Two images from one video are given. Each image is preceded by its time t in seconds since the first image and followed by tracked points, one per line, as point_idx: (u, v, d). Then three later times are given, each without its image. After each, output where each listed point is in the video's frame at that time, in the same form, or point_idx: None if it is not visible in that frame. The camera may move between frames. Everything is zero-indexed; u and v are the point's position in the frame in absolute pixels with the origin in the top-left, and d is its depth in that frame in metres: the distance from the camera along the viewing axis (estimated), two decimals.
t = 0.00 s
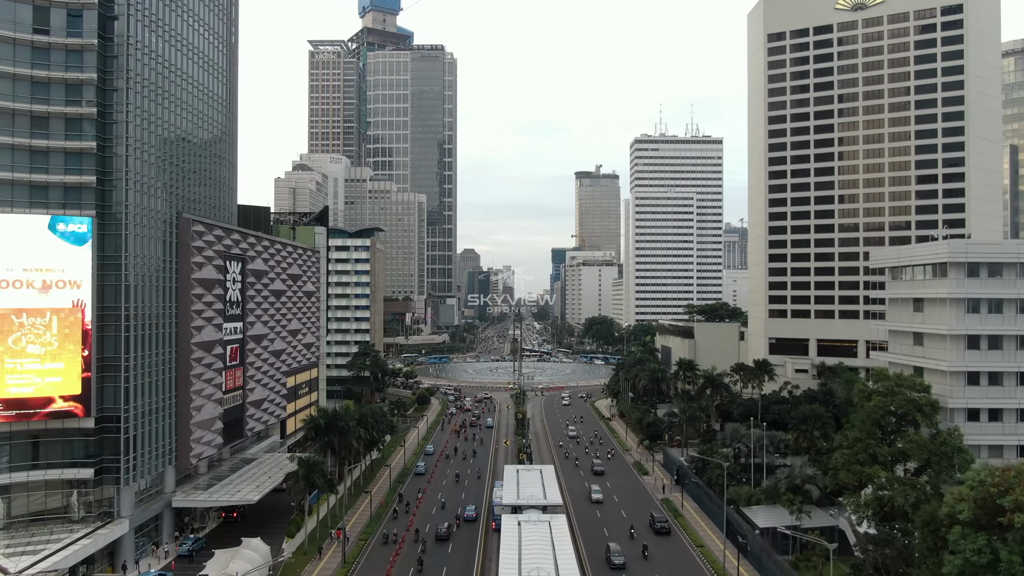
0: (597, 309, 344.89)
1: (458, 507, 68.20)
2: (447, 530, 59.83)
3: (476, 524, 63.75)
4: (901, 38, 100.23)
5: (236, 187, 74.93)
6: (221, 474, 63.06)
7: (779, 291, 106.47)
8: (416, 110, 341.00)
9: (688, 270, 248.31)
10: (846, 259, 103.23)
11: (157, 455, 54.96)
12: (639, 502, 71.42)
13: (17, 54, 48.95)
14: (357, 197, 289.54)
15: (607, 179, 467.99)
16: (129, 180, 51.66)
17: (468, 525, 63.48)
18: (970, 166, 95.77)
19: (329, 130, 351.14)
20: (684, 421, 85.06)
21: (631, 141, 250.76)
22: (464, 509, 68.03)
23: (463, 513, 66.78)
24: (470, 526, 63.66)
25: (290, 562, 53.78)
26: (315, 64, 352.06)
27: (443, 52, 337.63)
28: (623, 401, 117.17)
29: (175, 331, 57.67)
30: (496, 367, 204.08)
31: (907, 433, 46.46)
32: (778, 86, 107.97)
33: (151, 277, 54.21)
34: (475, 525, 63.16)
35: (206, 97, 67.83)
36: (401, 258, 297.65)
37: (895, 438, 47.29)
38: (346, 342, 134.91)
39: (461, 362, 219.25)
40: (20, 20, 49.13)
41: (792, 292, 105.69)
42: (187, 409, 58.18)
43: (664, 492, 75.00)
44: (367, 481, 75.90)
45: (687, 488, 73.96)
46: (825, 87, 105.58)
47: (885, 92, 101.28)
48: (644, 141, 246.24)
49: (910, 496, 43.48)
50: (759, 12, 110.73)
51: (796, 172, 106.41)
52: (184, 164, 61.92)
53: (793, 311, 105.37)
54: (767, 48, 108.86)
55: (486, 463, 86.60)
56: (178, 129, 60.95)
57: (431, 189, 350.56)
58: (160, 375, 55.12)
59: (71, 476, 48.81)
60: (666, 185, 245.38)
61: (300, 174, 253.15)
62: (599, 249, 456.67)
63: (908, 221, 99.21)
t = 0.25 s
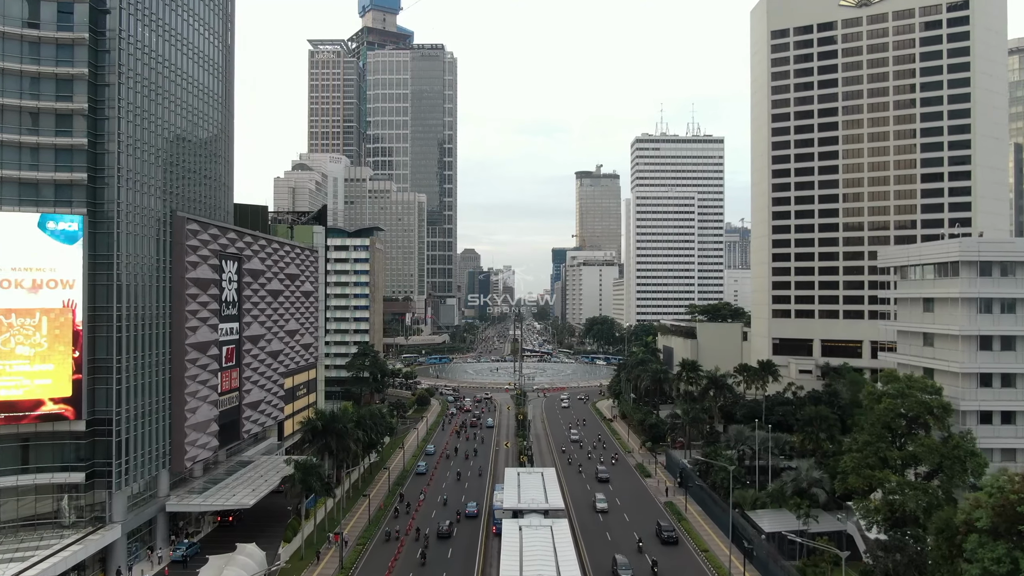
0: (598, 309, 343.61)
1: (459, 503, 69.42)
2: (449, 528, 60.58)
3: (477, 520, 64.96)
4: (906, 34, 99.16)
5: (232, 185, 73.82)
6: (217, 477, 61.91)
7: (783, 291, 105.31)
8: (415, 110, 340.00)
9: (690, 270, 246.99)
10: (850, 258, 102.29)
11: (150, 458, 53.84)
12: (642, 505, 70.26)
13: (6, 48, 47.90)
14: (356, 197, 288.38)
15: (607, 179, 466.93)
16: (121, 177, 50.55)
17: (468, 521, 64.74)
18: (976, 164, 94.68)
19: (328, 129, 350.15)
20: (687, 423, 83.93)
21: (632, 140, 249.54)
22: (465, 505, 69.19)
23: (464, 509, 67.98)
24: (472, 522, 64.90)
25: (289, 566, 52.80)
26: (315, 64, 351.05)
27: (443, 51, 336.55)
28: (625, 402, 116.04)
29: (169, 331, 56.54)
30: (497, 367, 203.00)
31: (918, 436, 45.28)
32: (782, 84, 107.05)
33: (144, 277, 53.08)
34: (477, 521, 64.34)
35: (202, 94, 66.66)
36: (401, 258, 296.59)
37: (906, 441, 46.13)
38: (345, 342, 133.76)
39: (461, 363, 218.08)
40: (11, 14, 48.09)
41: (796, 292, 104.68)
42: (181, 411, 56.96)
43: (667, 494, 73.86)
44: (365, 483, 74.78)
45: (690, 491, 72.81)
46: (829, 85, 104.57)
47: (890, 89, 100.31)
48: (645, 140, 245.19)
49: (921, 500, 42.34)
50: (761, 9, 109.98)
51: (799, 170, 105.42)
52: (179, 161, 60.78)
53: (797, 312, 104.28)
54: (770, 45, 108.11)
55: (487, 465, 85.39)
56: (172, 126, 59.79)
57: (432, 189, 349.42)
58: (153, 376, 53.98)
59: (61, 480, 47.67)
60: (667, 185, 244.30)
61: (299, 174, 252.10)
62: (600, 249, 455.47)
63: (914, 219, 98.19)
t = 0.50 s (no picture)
0: (598, 309, 342.41)
1: (461, 500, 70.22)
2: (451, 526, 60.83)
3: (478, 517, 65.68)
4: (911, 31, 98.41)
5: (229, 183, 72.70)
6: (213, 480, 60.82)
7: (787, 291, 104.41)
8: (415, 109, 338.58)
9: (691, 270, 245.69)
10: (855, 258, 101.27)
11: (144, 462, 52.73)
12: (645, 508, 69.15)
13: None
14: (356, 196, 287.44)
15: (608, 179, 465.96)
16: (113, 174, 49.45)
17: (469, 517, 65.57)
18: (983, 162, 93.80)
19: (328, 129, 349.01)
20: (690, 425, 82.81)
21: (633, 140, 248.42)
22: (467, 502, 69.95)
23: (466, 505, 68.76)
24: (472, 518, 65.66)
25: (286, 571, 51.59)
26: (314, 63, 349.91)
27: (443, 50, 335.37)
28: (627, 403, 114.99)
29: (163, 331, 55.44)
30: (497, 367, 201.83)
31: (930, 439, 44.18)
32: (786, 81, 106.30)
33: (137, 276, 51.99)
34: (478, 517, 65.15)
35: (197, 90, 65.56)
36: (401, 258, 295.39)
37: (917, 444, 45.04)
38: (344, 342, 132.55)
39: (461, 363, 216.86)
40: None
41: (799, 291, 103.69)
42: (175, 413, 55.86)
43: (671, 497, 72.77)
44: (364, 486, 73.58)
45: (694, 493, 71.72)
46: (833, 82, 103.80)
47: (895, 87, 99.55)
48: (646, 139, 244.20)
49: (934, 506, 41.29)
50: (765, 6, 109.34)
51: (803, 168, 104.62)
52: (173, 158, 59.66)
53: (801, 312, 103.35)
54: (774, 42, 107.47)
55: (487, 467, 84.24)
56: (166, 122, 58.68)
57: (432, 189, 348.22)
58: (147, 378, 52.87)
59: (52, 484, 46.53)
60: (669, 185, 243.24)
61: (299, 173, 250.92)
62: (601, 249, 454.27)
63: (920, 218, 97.40)
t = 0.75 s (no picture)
0: (599, 309, 341.00)
1: (462, 498, 70.85)
2: (453, 523, 61.25)
3: (480, 514, 66.22)
4: (916, 28, 97.83)
5: (224, 181, 71.54)
6: (208, 484, 59.64)
7: (791, 291, 104.00)
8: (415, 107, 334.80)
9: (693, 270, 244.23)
10: (859, 257, 100.80)
11: (137, 466, 51.55)
12: (649, 512, 67.93)
13: None
14: (356, 196, 287.43)
15: (609, 178, 464.41)
16: (104, 171, 48.28)
17: (472, 513, 66.15)
18: (989, 160, 93.03)
19: (328, 128, 348.02)
20: (693, 426, 81.62)
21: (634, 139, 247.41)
22: (469, 500, 70.52)
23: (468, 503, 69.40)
24: (474, 515, 66.24)
25: None
26: (314, 63, 348.85)
27: (443, 49, 333.63)
28: (629, 404, 113.85)
29: (157, 332, 54.29)
30: (498, 368, 200.64)
31: (943, 443, 42.94)
32: (789, 78, 106.07)
33: (129, 276, 50.84)
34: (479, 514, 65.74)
35: (192, 86, 64.42)
36: (401, 258, 294.30)
37: (930, 448, 43.76)
38: (344, 343, 131.30)
39: (462, 363, 215.71)
40: None
41: (803, 291, 103.26)
42: (169, 416, 54.69)
43: (675, 500, 71.57)
44: (362, 490, 72.18)
45: (698, 497, 70.49)
46: (837, 80, 103.47)
47: (901, 84, 98.71)
48: (647, 139, 243.13)
49: (946, 511, 39.88)
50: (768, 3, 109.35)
51: (808, 166, 104.14)
52: (167, 155, 58.46)
53: (805, 312, 102.81)
54: (777, 38, 107.42)
55: (487, 469, 83.01)
56: (160, 118, 57.49)
57: (432, 188, 346.95)
58: (139, 380, 51.68)
59: (41, 489, 45.38)
60: (670, 184, 241.96)
61: (299, 173, 249.89)
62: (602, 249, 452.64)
63: (925, 217, 96.68)
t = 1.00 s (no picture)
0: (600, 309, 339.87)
1: (464, 495, 72.10)
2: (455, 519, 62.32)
3: (480, 510, 67.49)
4: (922, 25, 97.93)
5: (221, 180, 70.53)
6: (203, 488, 58.57)
7: (795, 290, 103.63)
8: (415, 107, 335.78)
9: (693, 270, 243.34)
10: (864, 257, 100.52)
11: (130, 469, 50.45)
12: (651, 515, 66.86)
13: None
14: (356, 196, 286.68)
15: (609, 179, 463.72)
16: (95, 168, 47.15)
17: (473, 510, 67.30)
18: (996, 158, 93.28)
19: (328, 128, 346.82)
20: (697, 428, 80.72)
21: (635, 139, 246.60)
22: (470, 496, 71.78)
23: (469, 500, 70.62)
24: (475, 510, 67.51)
25: None
26: (314, 62, 347.64)
27: (443, 49, 332.66)
28: (630, 405, 112.88)
29: (150, 333, 53.17)
30: (497, 368, 199.31)
31: (955, 447, 42.02)
32: (793, 76, 105.98)
33: (121, 275, 49.72)
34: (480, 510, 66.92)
35: (187, 82, 63.27)
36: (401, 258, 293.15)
37: (942, 452, 42.80)
38: (343, 343, 130.20)
39: (461, 364, 214.31)
40: None
41: (807, 291, 102.87)
42: (163, 419, 53.55)
43: (678, 503, 70.50)
44: (360, 493, 71.08)
45: (702, 500, 69.43)
46: (841, 77, 103.39)
47: (906, 82, 98.67)
48: (648, 138, 242.27)
49: (960, 517, 38.86)
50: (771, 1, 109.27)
51: (811, 165, 104.09)
52: (161, 152, 57.29)
53: (809, 312, 102.40)
54: (781, 36, 107.15)
55: (487, 471, 82.12)
56: (153, 115, 56.34)
57: (432, 188, 345.88)
58: (132, 382, 50.57)
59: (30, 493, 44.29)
60: (671, 184, 241.25)
61: (298, 172, 248.84)
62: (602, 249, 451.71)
63: (931, 215, 96.60)
